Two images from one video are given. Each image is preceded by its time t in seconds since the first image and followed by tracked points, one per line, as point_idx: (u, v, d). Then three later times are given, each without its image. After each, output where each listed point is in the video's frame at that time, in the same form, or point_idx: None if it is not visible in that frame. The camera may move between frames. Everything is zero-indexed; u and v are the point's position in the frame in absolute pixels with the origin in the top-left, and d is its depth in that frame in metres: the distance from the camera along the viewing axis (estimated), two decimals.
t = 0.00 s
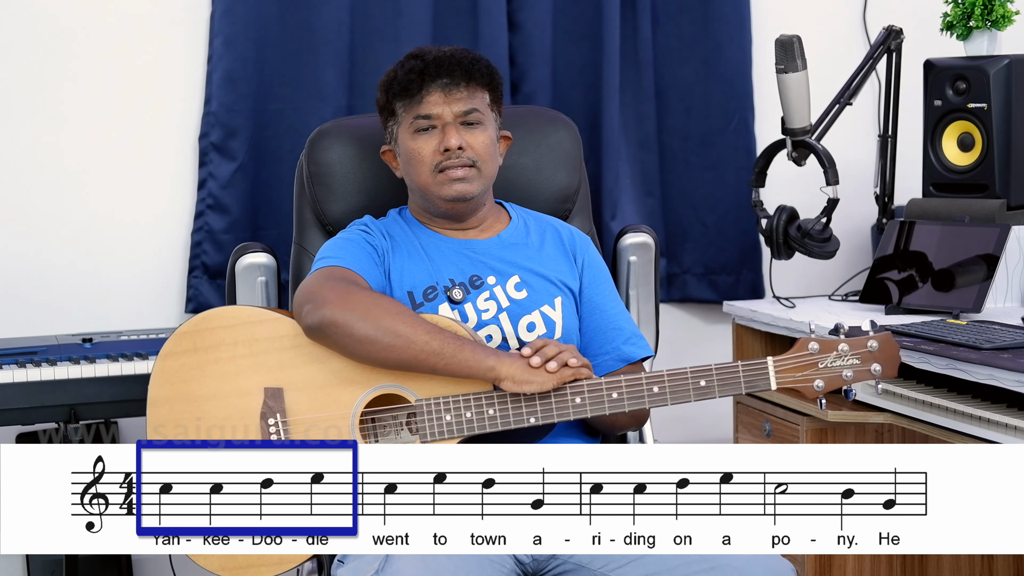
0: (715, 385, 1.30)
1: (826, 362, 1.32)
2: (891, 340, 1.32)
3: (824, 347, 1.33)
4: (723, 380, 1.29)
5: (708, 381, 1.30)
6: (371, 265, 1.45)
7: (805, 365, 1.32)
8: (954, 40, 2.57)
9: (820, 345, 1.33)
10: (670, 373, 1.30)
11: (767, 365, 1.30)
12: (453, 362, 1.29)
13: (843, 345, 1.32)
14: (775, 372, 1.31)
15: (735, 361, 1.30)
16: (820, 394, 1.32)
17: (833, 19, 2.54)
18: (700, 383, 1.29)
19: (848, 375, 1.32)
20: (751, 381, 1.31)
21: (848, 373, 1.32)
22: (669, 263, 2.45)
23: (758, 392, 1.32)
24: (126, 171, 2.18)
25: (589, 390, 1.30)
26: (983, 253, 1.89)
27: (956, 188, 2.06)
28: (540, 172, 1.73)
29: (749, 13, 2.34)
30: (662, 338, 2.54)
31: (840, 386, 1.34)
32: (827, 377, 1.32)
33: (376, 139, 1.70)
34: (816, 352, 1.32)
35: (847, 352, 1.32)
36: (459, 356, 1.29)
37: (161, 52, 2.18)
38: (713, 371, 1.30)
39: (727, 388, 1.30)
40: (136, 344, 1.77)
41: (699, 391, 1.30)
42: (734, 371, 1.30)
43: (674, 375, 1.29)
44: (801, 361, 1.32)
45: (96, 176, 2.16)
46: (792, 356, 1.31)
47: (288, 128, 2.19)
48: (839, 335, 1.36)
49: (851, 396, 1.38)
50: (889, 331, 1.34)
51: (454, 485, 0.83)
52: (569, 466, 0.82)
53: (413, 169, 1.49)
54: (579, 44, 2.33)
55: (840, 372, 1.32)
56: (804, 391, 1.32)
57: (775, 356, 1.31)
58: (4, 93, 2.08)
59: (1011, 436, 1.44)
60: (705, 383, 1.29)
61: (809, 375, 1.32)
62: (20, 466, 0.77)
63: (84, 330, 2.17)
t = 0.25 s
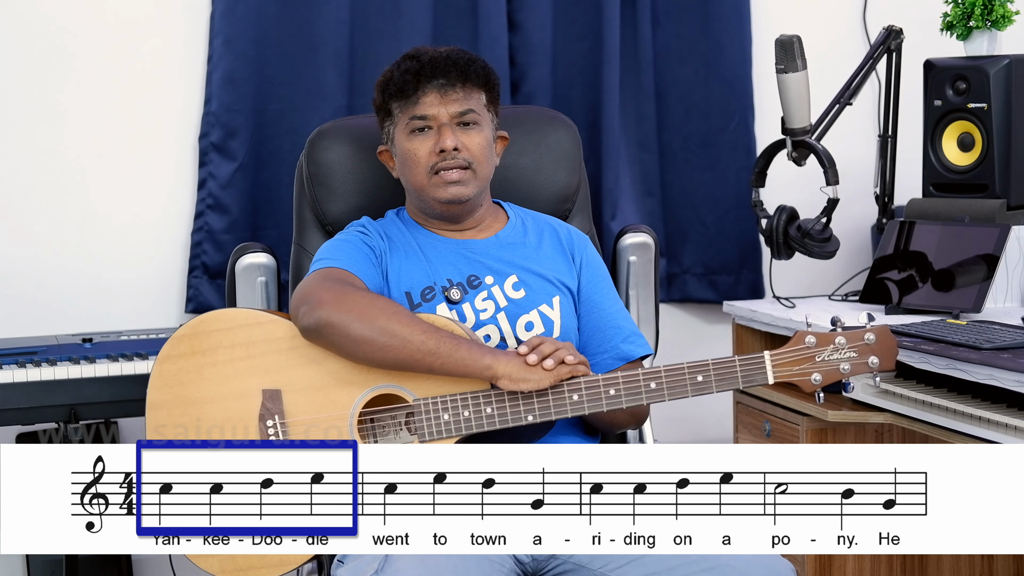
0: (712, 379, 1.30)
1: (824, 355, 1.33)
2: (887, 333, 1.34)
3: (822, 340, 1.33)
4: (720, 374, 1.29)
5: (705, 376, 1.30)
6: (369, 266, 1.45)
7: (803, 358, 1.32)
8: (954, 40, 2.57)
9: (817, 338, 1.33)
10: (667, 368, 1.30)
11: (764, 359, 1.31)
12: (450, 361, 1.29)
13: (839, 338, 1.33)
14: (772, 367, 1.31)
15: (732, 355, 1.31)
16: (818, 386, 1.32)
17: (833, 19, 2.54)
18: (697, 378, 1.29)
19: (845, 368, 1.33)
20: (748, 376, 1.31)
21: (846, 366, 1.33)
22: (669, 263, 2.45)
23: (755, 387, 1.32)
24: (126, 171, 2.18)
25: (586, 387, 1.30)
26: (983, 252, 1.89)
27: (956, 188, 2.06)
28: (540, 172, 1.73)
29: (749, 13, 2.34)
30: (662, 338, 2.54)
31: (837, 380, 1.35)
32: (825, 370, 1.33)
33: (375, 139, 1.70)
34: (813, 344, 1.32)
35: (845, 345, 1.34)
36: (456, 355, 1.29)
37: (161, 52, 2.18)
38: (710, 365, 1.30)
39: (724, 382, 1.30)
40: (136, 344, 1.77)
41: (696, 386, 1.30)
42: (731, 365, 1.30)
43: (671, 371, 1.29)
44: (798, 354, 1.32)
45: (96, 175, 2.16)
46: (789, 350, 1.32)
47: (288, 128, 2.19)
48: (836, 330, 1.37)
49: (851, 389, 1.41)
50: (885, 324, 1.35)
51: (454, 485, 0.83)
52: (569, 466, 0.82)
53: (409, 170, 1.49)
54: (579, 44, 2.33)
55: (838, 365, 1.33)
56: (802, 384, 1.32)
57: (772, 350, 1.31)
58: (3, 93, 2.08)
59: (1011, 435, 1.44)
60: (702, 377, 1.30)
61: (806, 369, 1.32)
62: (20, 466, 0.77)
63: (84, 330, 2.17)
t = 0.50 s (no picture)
0: (714, 382, 1.30)
1: (825, 359, 1.33)
2: (889, 336, 1.33)
3: (824, 343, 1.33)
4: (722, 376, 1.29)
5: (706, 379, 1.30)
6: (370, 265, 1.45)
7: (805, 361, 1.32)
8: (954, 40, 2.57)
9: (819, 341, 1.33)
10: (668, 370, 1.30)
11: (766, 361, 1.30)
12: (451, 361, 1.29)
13: (841, 342, 1.33)
14: (773, 369, 1.31)
15: (733, 358, 1.30)
16: (819, 390, 1.33)
17: (833, 19, 2.54)
18: (699, 381, 1.30)
19: (847, 371, 1.34)
20: (750, 379, 1.31)
21: (847, 369, 1.34)
22: (669, 263, 2.45)
23: (756, 389, 1.32)
24: (126, 171, 2.18)
25: (587, 387, 1.30)
26: (983, 252, 1.89)
27: (956, 188, 2.06)
28: (540, 172, 1.73)
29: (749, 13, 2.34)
30: (662, 338, 2.54)
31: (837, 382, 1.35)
32: (826, 373, 1.33)
33: (376, 139, 1.70)
34: (815, 348, 1.32)
35: (847, 348, 1.34)
36: (457, 356, 1.29)
37: (161, 52, 2.18)
38: (712, 368, 1.30)
39: (725, 385, 1.30)
40: (136, 344, 1.77)
41: (698, 388, 1.30)
42: (732, 367, 1.30)
43: (672, 373, 1.29)
44: (800, 357, 1.32)
45: (96, 175, 2.16)
46: (791, 353, 1.31)
47: (288, 128, 2.19)
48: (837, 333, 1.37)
49: (853, 393, 1.42)
50: (887, 327, 1.35)
51: (454, 485, 0.83)
52: (569, 466, 0.82)
53: (411, 168, 1.49)
54: (579, 44, 2.33)
55: (839, 368, 1.33)
56: (803, 387, 1.33)
57: (774, 352, 1.31)
58: (3, 93, 2.08)
59: (1012, 436, 1.44)
60: (704, 380, 1.30)
61: (808, 372, 1.32)
62: (20, 466, 0.77)
63: (84, 330, 2.17)
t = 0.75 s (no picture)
0: (715, 383, 1.30)
1: (827, 360, 1.33)
2: (890, 338, 1.33)
3: (825, 345, 1.33)
4: (724, 378, 1.29)
5: (708, 380, 1.30)
6: (372, 265, 1.45)
7: (806, 363, 1.32)
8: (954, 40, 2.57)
9: (820, 343, 1.33)
10: (670, 371, 1.30)
11: (768, 364, 1.30)
12: (453, 362, 1.29)
13: (843, 343, 1.33)
14: (774, 371, 1.31)
15: (735, 359, 1.30)
16: (821, 391, 1.33)
17: (833, 19, 2.54)
18: (701, 382, 1.30)
19: (848, 373, 1.33)
20: (752, 381, 1.30)
21: (847, 372, 1.34)
22: (669, 263, 2.45)
23: (757, 391, 1.31)
24: (126, 171, 2.18)
25: (589, 388, 1.29)
26: (983, 252, 1.89)
27: (956, 188, 2.06)
28: (541, 172, 1.73)
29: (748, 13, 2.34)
30: (662, 338, 2.54)
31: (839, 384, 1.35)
32: (827, 375, 1.33)
33: (377, 139, 1.70)
34: (816, 350, 1.32)
35: (848, 351, 1.33)
36: (459, 357, 1.29)
37: (161, 52, 2.18)
38: (714, 369, 1.30)
39: (726, 386, 1.30)
40: (136, 344, 1.77)
41: (700, 389, 1.30)
42: (734, 368, 1.30)
43: (674, 375, 1.30)
44: (801, 359, 1.32)
45: (96, 175, 2.16)
46: (792, 354, 1.32)
47: (288, 128, 2.19)
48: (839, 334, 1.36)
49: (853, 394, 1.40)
50: (888, 329, 1.35)
51: (454, 485, 0.83)
52: (569, 466, 0.82)
53: (413, 168, 1.49)
54: (579, 44, 2.33)
55: (840, 370, 1.33)
56: (803, 388, 1.33)
57: (775, 354, 1.31)
58: (3, 93, 2.08)
59: (1012, 436, 1.44)
60: (705, 381, 1.30)
61: (809, 373, 1.33)
62: (20, 466, 0.77)
63: (84, 330, 2.17)
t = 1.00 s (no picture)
0: (715, 381, 1.30)
1: (826, 360, 1.33)
2: (890, 338, 1.34)
3: (824, 344, 1.33)
4: (723, 377, 1.29)
5: (707, 379, 1.30)
6: (372, 264, 1.45)
7: (806, 362, 1.32)
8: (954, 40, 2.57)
9: (820, 343, 1.33)
10: (670, 370, 1.30)
11: (767, 363, 1.30)
12: (452, 363, 1.28)
13: (842, 343, 1.33)
14: (774, 371, 1.31)
15: (735, 358, 1.30)
16: (820, 391, 1.33)
17: (833, 19, 2.54)
18: (700, 381, 1.30)
19: (847, 373, 1.34)
20: (751, 380, 1.31)
21: (847, 371, 1.34)
22: (669, 263, 2.45)
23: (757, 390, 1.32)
24: (126, 171, 2.18)
25: (589, 388, 1.29)
26: (983, 252, 1.89)
27: (956, 188, 2.06)
28: (541, 172, 1.73)
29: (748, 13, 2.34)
30: (662, 338, 2.54)
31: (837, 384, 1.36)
32: (827, 374, 1.33)
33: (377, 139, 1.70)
34: (816, 349, 1.33)
35: (847, 350, 1.34)
36: (459, 358, 1.28)
37: (161, 52, 2.18)
38: (713, 369, 1.30)
39: (726, 386, 1.30)
40: (136, 344, 1.77)
41: (699, 388, 1.30)
42: (733, 368, 1.30)
43: (674, 374, 1.29)
44: (801, 358, 1.32)
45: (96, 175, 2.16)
46: (792, 353, 1.32)
47: (287, 128, 2.19)
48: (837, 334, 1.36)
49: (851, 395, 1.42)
50: (887, 329, 1.35)
51: (454, 485, 0.83)
52: (569, 466, 0.82)
53: (412, 179, 1.49)
54: (579, 44, 2.33)
55: (840, 370, 1.34)
56: (803, 388, 1.33)
57: (775, 353, 1.32)
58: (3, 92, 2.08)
59: (1012, 436, 1.44)
60: (705, 381, 1.30)
61: (809, 372, 1.33)
62: (20, 466, 0.77)
63: (84, 330, 2.17)
